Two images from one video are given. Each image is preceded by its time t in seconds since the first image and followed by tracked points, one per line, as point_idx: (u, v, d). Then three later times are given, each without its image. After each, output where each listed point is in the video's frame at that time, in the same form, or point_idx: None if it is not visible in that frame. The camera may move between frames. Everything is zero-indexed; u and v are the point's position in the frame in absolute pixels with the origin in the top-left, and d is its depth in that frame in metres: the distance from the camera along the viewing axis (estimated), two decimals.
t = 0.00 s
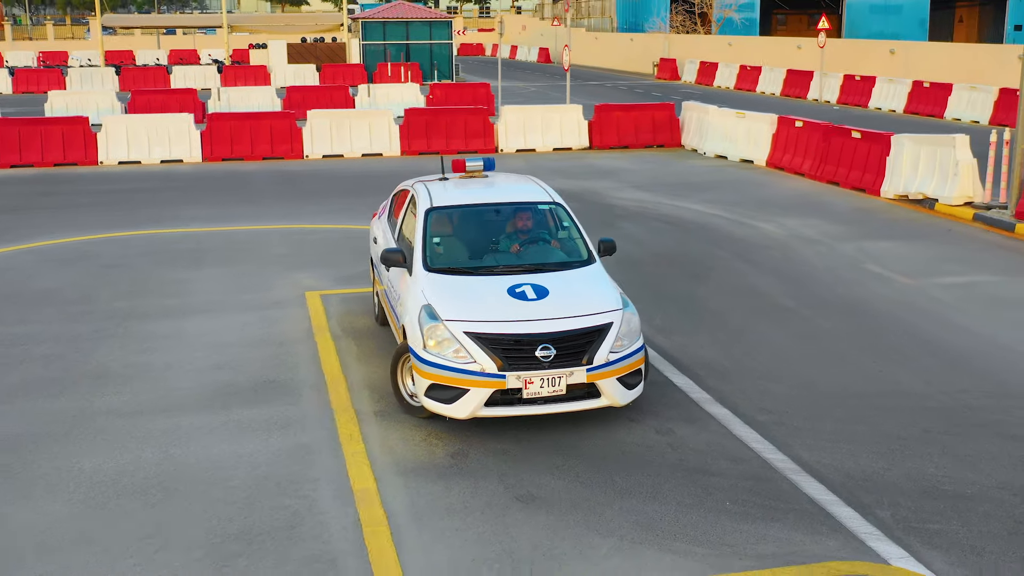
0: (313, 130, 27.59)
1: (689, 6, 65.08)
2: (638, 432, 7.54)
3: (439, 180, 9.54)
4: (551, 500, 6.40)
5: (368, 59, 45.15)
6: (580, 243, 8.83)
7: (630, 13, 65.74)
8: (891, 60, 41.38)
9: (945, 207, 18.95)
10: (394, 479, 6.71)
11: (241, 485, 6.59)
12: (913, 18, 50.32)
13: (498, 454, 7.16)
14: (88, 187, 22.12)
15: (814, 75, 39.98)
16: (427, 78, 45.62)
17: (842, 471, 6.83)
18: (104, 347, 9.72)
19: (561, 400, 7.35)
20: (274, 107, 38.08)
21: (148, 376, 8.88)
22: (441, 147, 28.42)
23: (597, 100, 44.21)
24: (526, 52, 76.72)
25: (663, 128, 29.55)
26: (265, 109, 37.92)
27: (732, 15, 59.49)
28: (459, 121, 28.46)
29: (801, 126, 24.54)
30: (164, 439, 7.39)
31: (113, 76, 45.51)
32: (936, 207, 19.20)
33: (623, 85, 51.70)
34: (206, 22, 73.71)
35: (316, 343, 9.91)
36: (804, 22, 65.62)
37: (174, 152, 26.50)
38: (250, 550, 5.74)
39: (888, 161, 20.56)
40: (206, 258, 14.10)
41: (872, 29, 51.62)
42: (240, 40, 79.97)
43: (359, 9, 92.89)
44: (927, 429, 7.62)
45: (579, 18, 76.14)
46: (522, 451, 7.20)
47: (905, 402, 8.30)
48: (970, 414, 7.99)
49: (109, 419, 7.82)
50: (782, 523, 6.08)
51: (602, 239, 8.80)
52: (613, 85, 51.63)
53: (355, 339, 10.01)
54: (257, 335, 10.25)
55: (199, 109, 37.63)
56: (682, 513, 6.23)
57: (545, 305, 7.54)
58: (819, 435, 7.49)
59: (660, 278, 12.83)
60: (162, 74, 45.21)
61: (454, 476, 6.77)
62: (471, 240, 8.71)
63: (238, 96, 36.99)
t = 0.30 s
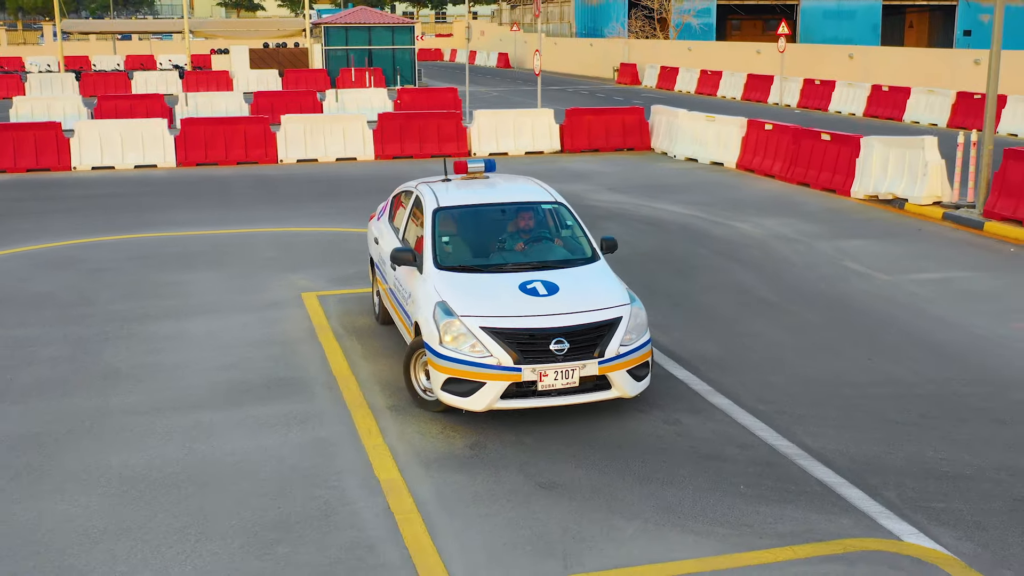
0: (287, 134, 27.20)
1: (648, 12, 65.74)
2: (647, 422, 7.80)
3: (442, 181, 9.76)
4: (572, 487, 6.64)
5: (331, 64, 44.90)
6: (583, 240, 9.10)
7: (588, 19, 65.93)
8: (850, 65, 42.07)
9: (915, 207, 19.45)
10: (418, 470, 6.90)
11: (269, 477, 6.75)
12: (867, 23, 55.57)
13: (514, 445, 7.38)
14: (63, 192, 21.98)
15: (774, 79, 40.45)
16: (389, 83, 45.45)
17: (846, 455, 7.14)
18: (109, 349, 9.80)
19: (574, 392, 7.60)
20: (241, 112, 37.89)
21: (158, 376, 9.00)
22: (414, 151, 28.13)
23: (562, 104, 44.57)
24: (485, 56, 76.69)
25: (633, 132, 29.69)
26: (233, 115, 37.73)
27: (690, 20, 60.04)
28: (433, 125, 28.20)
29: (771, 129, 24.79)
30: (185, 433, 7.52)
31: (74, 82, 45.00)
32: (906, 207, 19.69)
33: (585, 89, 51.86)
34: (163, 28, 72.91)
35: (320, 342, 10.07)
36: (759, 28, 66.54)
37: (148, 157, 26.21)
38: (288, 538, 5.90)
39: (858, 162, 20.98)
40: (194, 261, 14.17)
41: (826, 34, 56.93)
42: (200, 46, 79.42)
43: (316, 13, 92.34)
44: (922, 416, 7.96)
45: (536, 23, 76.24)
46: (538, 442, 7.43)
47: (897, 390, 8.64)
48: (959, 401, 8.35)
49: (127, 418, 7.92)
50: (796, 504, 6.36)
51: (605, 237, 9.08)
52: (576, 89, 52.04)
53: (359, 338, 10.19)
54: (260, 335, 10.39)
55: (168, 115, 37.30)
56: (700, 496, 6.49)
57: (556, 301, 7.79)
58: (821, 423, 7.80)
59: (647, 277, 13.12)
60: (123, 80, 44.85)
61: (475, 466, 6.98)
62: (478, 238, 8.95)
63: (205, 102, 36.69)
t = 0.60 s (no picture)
0: (260, 138, 26.82)
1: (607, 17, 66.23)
2: (655, 414, 8.03)
3: (444, 182, 9.94)
4: (591, 476, 6.84)
5: (292, 69, 44.84)
6: (585, 239, 9.32)
7: (545, 23, 65.87)
8: (809, 68, 42.68)
9: (886, 207, 19.90)
10: (439, 463, 7.07)
11: (293, 472, 6.88)
12: (819, 27, 57.28)
13: (528, 437, 7.58)
14: (35, 198, 21.73)
15: (735, 83, 40.99)
16: (351, 87, 45.30)
17: (849, 443, 7.43)
18: (112, 351, 9.83)
19: (585, 387, 7.81)
20: (208, 116, 37.53)
21: (166, 376, 9.07)
22: (387, 154, 27.92)
23: (526, 108, 44.76)
24: (443, 60, 76.52)
25: (602, 135, 29.57)
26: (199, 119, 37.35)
27: (648, 25, 60.48)
28: (405, 129, 28.05)
29: (741, 131, 25.04)
30: (203, 429, 7.62)
31: (31, 87, 44.29)
32: (876, 207, 20.15)
33: (546, 93, 51.94)
34: (118, 32, 71.87)
35: (322, 343, 10.19)
36: (713, 32, 67.31)
37: (121, 162, 25.88)
38: (323, 528, 6.04)
39: (828, 164, 21.41)
40: (180, 264, 14.17)
41: (781, 38, 57.62)
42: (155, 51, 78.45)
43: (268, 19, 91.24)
44: (917, 405, 8.27)
45: (495, 27, 76.36)
46: (551, 435, 7.63)
47: (890, 381, 8.95)
48: (950, 390, 8.68)
49: (142, 417, 8.00)
50: (808, 490, 6.62)
51: (605, 236, 9.31)
52: (537, 93, 52.24)
53: (360, 338, 10.32)
54: (261, 336, 10.48)
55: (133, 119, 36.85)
56: (715, 483, 6.73)
57: (566, 297, 8.00)
58: (821, 412, 8.08)
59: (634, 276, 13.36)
60: (81, 85, 44.29)
61: (494, 458, 7.16)
62: (483, 237, 9.14)
63: (172, 107, 36.27)
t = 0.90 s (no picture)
0: (235, 140, 26.39)
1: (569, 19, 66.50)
2: (663, 408, 8.21)
3: (446, 181, 10.06)
4: (610, 466, 7.00)
5: (255, 71, 44.54)
6: (589, 237, 9.50)
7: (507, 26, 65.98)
8: (772, 70, 43.15)
9: (862, 205, 20.29)
10: (460, 456, 7.19)
11: (316, 467, 6.97)
12: (777, 29, 58.13)
13: (543, 431, 7.72)
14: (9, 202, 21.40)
15: (700, 84, 41.40)
16: (316, 89, 45.06)
17: (855, 432, 7.65)
18: (114, 353, 9.81)
19: (596, 380, 7.97)
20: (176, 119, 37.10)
21: (174, 376, 9.09)
22: (362, 156, 27.73)
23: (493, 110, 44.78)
24: (405, 63, 76.28)
25: (576, 137, 29.68)
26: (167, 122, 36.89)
27: (610, 27, 60.82)
28: (381, 130, 27.86)
29: (715, 132, 25.23)
30: (221, 427, 7.68)
31: None
32: (852, 205, 20.54)
33: (511, 95, 51.93)
34: (74, 35, 70.75)
35: (325, 343, 10.26)
36: (671, 35, 67.81)
37: (95, 164, 25.19)
38: (355, 521, 6.14)
39: (803, 163, 21.84)
40: (167, 267, 14.11)
41: (740, 40, 58.94)
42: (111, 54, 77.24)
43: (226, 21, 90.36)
44: (914, 395, 8.52)
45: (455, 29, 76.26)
46: (565, 427, 7.78)
47: (886, 372, 9.21)
48: (944, 380, 8.96)
49: (156, 416, 8.02)
50: (821, 477, 6.83)
51: (608, 234, 9.50)
52: (501, 95, 52.31)
53: (362, 338, 10.41)
54: (262, 336, 10.52)
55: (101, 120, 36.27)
56: (730, 472, 6.92)
57: (576, 292, 8.16)
58: (824, 403, 8.31)
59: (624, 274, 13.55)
60: (41, 87, 43.61)
61: (513, 451, 7.30)
62: (491, 234, 9.27)
63: (140, 110, 35.76)
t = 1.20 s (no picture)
0: (206, 141, 26.09)
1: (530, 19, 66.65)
2: (669, 403, 8.32)
3: (445, 181, 10.10)
4: (626, 461, 7.09)
5: (216, 72, 44.12)
6: (590, 235, 9.59)
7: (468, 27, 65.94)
8: (735, 70, 43.59)
9: (837, 202, 20.59)
10: (476, 453, 7.25)
11: (334, 466, 6.99)
12: (735, 30, 58.88)
13: (555, 427, 7.80)
14: None
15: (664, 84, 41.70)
16: (278, 90, 44.76)
17: (860, 423, 7.81)
18: (113, 355, 9.74)
19: (605, 377, 8.06)
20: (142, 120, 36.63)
21: (177, 377, 9.06)
22: (335, 157, 27.48)
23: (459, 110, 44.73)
24: (365, 63, 75.90)
25: (547, 136, 29.58)
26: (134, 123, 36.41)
27: (572, 27, 61.01)
28: (353, 131, 27.64)
29: (689, 131, 25.37)
30: (233, 429, 7.67)
31: None
32: (827, 202, 20.85)
33: (475, 95, 51.89)
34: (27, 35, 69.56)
35: (324, 343, 10.26)
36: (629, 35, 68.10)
37: (65, 167, 24.75)
38: (381, 518, 6.17)
39: (777, 162, 22.17)
40: (150, 269, 13.99)
41: (698, 41, 59.33)
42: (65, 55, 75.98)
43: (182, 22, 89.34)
44: (912, 387, 8.71)
45: (415, 29, 76.04)
46: (576, 423, 7.86)
47: (882, 366, 9.39)
48: (938, 372, 9.16)
49: (164, 418, 7.99)
50: (833, 467, 6.97)
51: (608, 232, 9.60)
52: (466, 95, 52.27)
53: (360, 337, 10.42)
54: (259, 337, 10.49)
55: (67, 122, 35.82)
56: (744, 464, 7.04)
57: (584, 290, 8.25)
58: (825, 396, 8.46)
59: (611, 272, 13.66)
60: None
61: (528, 447, 7.36)
62: (494, 233, 9.32)
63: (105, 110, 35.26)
